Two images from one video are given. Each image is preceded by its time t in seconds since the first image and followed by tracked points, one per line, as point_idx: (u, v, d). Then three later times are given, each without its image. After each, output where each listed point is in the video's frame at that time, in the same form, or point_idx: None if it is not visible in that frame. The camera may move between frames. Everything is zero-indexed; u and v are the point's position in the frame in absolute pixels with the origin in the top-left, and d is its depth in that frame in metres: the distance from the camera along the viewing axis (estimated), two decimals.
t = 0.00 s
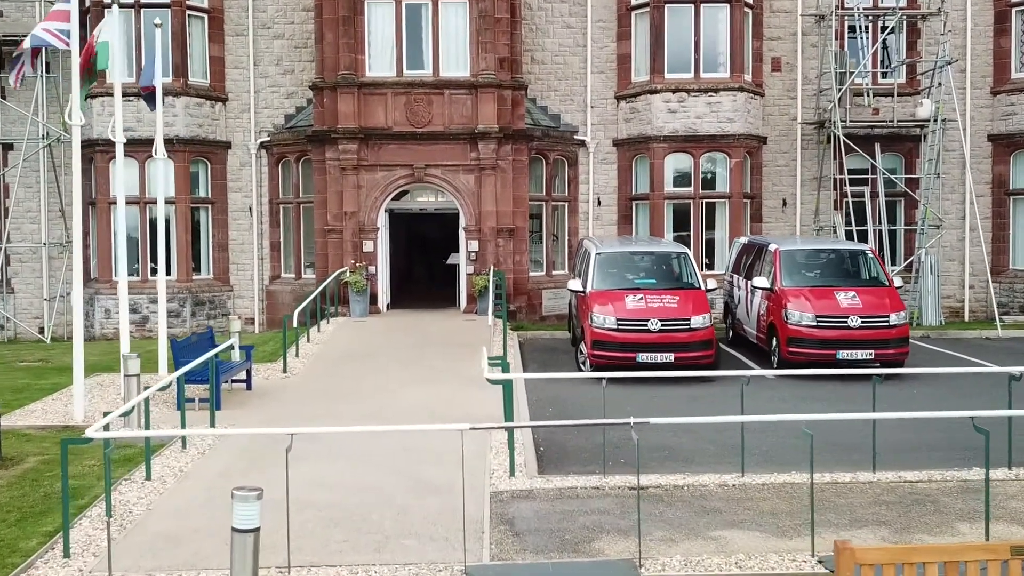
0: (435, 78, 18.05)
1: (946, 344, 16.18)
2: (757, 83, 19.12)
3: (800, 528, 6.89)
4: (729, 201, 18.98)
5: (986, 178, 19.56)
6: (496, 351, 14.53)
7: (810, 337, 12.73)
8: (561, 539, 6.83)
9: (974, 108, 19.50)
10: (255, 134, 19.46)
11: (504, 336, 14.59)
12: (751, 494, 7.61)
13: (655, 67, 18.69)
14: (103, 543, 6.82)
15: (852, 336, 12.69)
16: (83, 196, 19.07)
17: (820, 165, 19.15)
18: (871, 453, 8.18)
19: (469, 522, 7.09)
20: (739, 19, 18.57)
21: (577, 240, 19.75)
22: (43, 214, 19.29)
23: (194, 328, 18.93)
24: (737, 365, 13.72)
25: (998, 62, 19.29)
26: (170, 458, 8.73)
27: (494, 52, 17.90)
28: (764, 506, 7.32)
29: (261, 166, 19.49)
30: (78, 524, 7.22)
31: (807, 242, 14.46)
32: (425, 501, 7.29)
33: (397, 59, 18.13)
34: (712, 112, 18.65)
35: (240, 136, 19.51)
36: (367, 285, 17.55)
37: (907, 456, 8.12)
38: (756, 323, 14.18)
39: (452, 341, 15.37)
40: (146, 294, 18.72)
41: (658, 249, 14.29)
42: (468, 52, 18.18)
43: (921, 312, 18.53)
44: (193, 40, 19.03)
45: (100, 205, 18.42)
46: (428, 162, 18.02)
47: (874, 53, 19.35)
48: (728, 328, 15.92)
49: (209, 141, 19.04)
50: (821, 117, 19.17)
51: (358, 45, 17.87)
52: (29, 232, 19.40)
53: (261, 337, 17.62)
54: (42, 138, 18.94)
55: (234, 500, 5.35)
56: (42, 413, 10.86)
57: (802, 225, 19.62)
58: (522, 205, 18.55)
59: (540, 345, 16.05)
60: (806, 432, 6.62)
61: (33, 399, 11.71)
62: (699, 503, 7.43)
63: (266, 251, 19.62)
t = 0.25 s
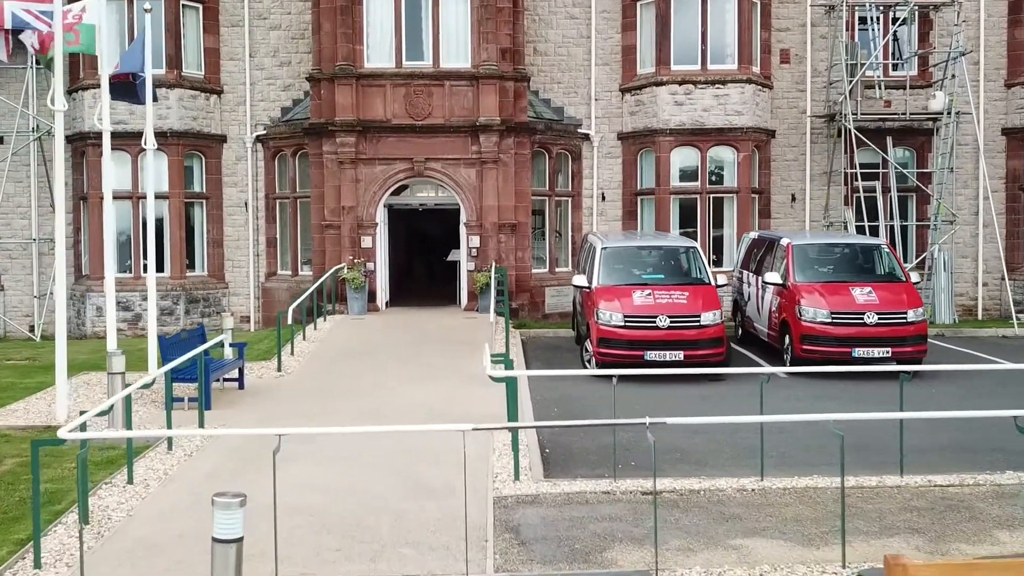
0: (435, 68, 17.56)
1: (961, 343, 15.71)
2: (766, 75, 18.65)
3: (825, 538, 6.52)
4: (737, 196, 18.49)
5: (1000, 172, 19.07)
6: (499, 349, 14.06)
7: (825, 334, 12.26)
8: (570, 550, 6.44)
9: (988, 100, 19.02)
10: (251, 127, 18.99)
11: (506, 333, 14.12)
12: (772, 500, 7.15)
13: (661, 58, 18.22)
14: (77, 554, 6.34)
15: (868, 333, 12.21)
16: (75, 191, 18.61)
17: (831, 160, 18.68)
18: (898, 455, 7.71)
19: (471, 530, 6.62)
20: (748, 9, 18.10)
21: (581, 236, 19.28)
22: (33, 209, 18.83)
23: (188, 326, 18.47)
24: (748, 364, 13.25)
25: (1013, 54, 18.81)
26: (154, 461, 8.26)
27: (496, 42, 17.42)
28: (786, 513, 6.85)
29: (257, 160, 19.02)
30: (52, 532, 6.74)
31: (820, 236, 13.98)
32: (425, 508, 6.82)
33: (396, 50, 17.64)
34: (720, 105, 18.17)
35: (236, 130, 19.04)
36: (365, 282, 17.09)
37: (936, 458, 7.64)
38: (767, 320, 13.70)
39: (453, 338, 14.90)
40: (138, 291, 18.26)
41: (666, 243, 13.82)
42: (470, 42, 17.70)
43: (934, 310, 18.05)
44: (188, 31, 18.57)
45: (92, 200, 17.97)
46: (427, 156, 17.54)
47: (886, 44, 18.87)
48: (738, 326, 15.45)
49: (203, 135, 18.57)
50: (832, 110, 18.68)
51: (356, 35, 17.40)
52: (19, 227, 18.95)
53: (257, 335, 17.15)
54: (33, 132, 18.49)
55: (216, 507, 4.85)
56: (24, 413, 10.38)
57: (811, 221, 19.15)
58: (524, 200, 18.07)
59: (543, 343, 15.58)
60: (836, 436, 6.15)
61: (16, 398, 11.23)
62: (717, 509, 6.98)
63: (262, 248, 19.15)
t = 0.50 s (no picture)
0: (436, 64, 17.05)
1: (982, 346, 15.17)
2: (777, 70, 18.13)
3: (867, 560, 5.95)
4: (747, 194, 17.94)
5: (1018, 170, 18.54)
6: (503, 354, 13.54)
7: (845, 338, 11.73)
8: None
9: (1005, 96, 18.50)
10: (247, 124, 18.47)
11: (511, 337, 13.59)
12: (803, 520, 6.66)
13: (669, 53, 17.71)
14: None
15: (890, 337, 11.68)
16: (66, 190, 18.09)
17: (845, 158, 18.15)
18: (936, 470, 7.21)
19: (479, 553, 6.09)
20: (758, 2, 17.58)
21: (587, 237, 18.75)
22: (23, 208, 18.31)
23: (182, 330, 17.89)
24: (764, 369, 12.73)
25: None
26: (137, 475, 7.72)
27: (500, 36, 16.91)
28: (821, 535, 6.33)
29: (254, 158, 18.50)
30: (23, 555, 6.20)
31: (837, 235, 13.46)
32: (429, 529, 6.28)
33: (397, 44, 17.12)
34: (730, 101, 17.64)
35: (232, 127, 18.52)
36: (365, 283, 16.57)
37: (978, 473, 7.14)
38: (783, 323, 13.17)
39: (456, 342, 14.37)
40: (131, 293, 17.72)
41: (677, 243, 13.29)
42: (472, 36, 17.19)
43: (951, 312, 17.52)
44: (182, 26, 18.06)
45: (83, 199, 17.45)
46: (428, 153, 17.01)
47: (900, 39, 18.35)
48: (750, 329, 14.92)
49: (198, 132, 18.04)
50: (845, 106, 18.16)
51: (355, 29, 16.88)
52: (9, 228, 18.43)
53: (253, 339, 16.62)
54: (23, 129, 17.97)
55: (193, 534, 4.06)
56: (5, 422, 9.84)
57: (823, 221, 18.61)
58: (529, 199, 17.53)
59: (549, 347, 15.05)
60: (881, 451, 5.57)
61: None
62: (745, 530, 6.45)
63: (259, 248, 18.63)
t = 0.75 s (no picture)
0: (438, 58, 16.51)
1: (1004, 350, 14.61)
2: (789, 65, 17.58)
3: None
4: (759, 193, 17.38)
5: None
6: (508, 359, 12.98)
7: (867, 342, 11.16)
8: None
9: None
10: (243, 122, 17.93)
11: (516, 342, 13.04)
12: (839, 544, 6.10)
13: (678, 47, 17.16)
14: None
15: (914, 342, 11.12)
16: (56, 189, 17.55)
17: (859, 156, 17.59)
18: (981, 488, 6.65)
19: None
20: None
21: (592, 237, 18.20)
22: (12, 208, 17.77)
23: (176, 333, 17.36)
24: (781, 375, 12.18)
25: None
26: (116, 493, 7.17)
27: (503, 30, 16.36)
28: (860, 561, 5.77)
29: (250, 157, 17.96)
30: None
31: (856, 235, 12.90)
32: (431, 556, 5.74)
33: (396, 38, 16.58)
34: (741, 97, 17.09)
35: (227, 124, 17.98)
36: (364, 286, 16.03)
37: None
38: (800, 327, 12.62)
39: (458, 346, 13.81)
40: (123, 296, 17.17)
41: (689, 243, 12.74)
42: (474, 30, 16.65)
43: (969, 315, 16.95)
44: (176, 20, 17.52)
45: (73, 199, 16.92)
46: (429, 151, 16.46)
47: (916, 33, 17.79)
48: (764, 333, 14.37)
49: (192, 129, 17.50)
50: (859, 102, 17.60)
51: (354, 23, 16.34)
52: None
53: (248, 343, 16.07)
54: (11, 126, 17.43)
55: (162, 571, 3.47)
56: None
57: (837, 220, 18.05)
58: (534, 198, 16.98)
59: (555, 351, 14.50)
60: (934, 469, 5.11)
61: None
62: (777, 555, 5.90)
63: (254, 249, 18.08)
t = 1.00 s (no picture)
0: (438, 52, 15.96)
1: None
2: (800, 59, 17.04)
3: None
4: (770, 192, 16.83)
5: None
6: (511, 363, 12.42)
7: (890, 346, 10.59)
8: None
9: None
10: (237, 118, 17.39)
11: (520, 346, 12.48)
12: (879, 569, 5.54)
13: (686, 40, 16.62)
14: None
15: (940, 345, 10.55)
16: (44, 187, 17.00)
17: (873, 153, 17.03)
18: None
19: None
20: None
21: (598, 236, 17.65)
22: None
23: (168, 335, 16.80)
24: (797, 381, 11.61)
25: None
26: (89, 510, 6.59)
27: (506, 22, 15.82)
28: None
29: (245, 154, 17.42)
30: None
31: (875, 234, 12.35)
32: None
33: (395, 31, 16.04)
34: (751, 92, 16.53)
35: (221, 121, 17.44)
36: (362, 287, 15.38)
37: None
38: (818, 330, 12.05)
39: (460, 350, 13.25)
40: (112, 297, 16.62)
41: (701, 241, 12.18)
42: (476, 23, 16.11)
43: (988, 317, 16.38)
44: (168, 13, 17.00)
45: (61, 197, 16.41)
46: (429, 147, 15.90)
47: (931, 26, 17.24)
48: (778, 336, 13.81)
49: (184, 125, 16.96)
50: (873, 97, 17.05)
51: (352, 15, 15.81)
52: None
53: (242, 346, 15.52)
54: None
55: None
56: None
57: (850, 219, 17.50)
58: (538, 197, 16.42)
59: (560, 355, 13.94)
60: (997, 490, 4.91)
61: None
62: None
63: (249, 250, 17.53)
